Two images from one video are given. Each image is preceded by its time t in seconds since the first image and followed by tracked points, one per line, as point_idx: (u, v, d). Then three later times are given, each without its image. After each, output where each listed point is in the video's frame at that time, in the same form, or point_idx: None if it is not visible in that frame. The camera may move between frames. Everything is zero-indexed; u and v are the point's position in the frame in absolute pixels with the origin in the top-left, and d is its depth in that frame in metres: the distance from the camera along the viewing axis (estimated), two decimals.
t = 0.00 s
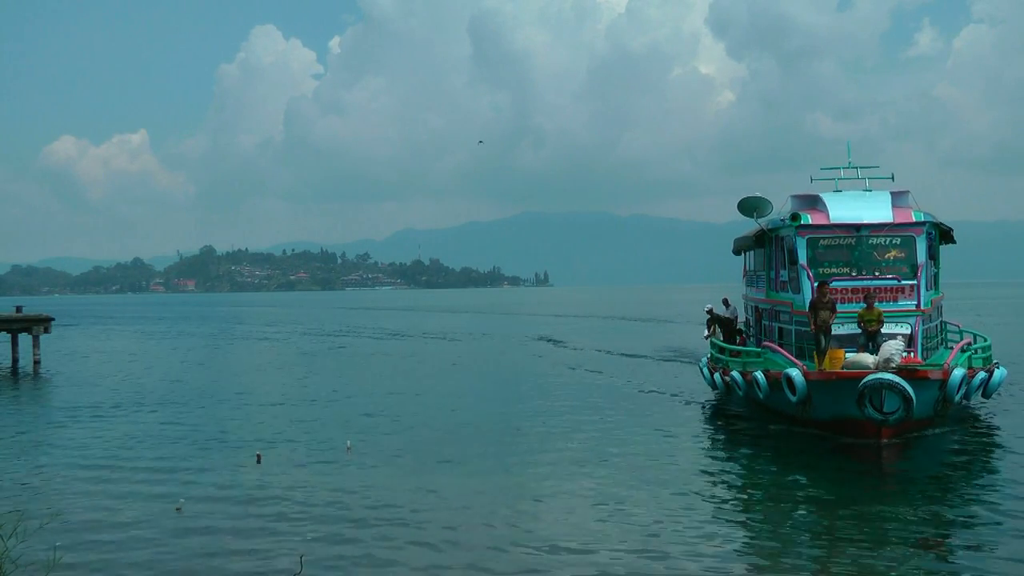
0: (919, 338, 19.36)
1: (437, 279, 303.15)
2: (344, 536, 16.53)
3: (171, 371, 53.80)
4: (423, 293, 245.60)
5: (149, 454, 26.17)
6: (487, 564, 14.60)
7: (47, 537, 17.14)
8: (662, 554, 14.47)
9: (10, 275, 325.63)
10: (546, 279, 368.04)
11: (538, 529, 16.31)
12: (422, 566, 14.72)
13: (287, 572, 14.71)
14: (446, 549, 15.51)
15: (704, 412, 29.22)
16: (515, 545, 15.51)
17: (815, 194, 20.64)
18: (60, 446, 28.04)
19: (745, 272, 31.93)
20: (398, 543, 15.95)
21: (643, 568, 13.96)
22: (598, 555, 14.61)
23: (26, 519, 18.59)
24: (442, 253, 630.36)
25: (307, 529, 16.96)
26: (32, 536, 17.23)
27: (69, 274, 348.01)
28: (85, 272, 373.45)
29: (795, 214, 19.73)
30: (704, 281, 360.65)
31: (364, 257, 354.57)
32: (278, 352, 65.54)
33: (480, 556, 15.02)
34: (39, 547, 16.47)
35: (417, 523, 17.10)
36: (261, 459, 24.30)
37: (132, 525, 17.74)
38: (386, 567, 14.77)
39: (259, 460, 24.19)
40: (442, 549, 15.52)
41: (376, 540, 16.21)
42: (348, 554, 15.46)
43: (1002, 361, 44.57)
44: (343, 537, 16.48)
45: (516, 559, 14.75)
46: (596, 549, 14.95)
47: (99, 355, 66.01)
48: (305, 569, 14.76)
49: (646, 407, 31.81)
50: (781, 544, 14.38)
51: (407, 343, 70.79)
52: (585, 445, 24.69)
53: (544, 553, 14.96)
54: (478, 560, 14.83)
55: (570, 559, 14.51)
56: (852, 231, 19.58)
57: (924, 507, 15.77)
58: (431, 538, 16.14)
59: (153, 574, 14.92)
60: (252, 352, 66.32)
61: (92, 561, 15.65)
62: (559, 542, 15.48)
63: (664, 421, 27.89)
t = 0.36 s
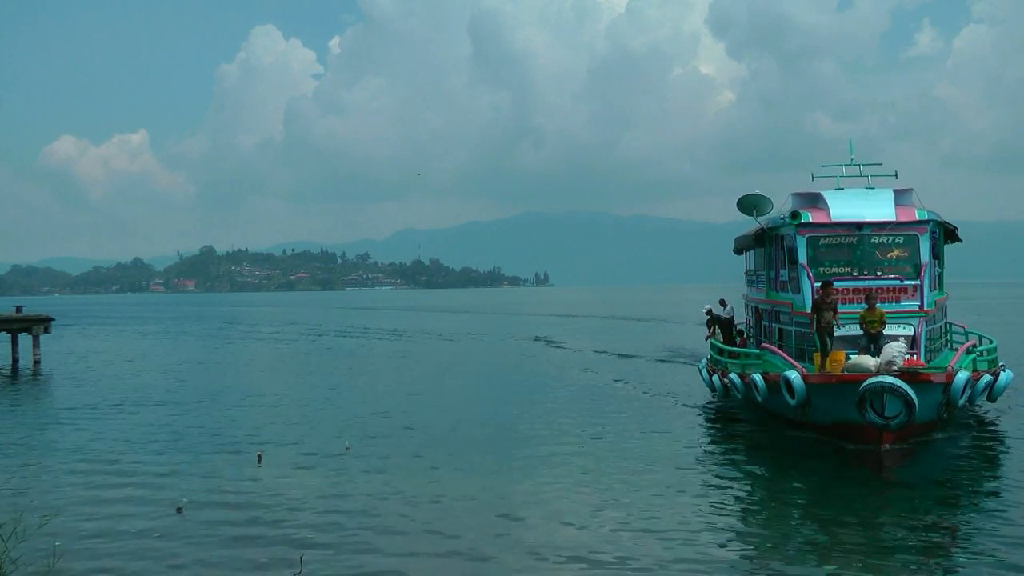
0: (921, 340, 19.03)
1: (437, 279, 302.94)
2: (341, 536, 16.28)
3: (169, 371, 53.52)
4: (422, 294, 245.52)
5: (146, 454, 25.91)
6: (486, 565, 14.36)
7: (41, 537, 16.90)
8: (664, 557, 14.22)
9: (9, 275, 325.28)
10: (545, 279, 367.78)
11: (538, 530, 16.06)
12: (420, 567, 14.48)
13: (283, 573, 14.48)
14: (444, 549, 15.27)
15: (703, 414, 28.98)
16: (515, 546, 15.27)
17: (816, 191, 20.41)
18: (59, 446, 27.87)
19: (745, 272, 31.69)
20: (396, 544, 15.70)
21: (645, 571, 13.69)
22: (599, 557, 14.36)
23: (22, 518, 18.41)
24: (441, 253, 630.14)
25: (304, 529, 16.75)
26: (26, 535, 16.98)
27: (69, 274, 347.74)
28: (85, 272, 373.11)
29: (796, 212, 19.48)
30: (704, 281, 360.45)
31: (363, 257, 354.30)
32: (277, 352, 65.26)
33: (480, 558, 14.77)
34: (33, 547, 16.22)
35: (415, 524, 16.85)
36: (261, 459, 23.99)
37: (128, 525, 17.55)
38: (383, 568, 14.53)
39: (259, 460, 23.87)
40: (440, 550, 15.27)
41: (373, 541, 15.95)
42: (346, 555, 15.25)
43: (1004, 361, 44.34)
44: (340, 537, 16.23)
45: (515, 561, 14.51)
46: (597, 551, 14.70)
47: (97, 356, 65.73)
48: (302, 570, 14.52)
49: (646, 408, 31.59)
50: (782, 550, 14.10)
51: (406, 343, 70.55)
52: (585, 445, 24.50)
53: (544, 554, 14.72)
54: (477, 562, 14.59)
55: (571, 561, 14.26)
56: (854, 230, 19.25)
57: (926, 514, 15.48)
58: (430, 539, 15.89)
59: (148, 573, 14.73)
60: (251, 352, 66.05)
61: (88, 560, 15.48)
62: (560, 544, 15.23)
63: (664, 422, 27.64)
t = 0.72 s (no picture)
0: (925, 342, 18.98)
1: (437, 279, 302.97)
2: (343, 537, 16.34)
3: (169, 371, 53.56)
4: (422, 294, 245.12)
5: (147, 454, 25.96)
6: (488, 567, 14.43)
7: (44, 536, 16.97)
8: (665, 561, 14.28)
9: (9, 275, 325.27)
10: (545, 279, 367.71)
11: (540, 532, 16.11)
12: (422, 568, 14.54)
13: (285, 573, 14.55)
14: (447, 550, 15.34)
15: (702, 416, 29.03)
16: (517, 547, 15.35)
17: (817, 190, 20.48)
18: (61, 445, 27.93)
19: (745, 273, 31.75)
20: (398, 545, 15.76)
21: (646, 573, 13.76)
22: (600, 560, 14.44)
23: (26, 518, 18.46)
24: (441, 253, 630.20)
25: (308, 530, 16.80)
26: (29, 535, 17.06)
27: (69, 274, 347.82)
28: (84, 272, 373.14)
29: (795, 210, 19.55)
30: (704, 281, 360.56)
31: (363, 257, 354.35)
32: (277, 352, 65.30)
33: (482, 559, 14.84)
34: (36, 547, 16.30)
35: (417, 525, 16.92)
36: (262, 460, 24.14)
37: (131, 524, 17.63)
38: (385, 569, 14.60)
39: (260, 459, 24.07)
40: (442, 551, 15.34)
41: (375, 541, 16.02)
42: (349, 555, 15.30)
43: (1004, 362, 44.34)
44: (342, 538, 16.29)
45: (517, 563, 14.58)
46: (599, 554, 14.77)
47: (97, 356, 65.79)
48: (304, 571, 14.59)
49: (647, 410, 31.59)
50: (780, 556, 14.17)
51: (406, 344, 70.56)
52: (587, 447, 24.50)
53: (546, 556, 14.79)
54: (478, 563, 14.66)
55: (573, 564, 14.33)
56: (855, 229, 19.30)
57: (925, 520, 15.53)
58: (432, 539, 15.95)
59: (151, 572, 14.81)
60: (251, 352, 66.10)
61: (93, 559, 15.54)
62: (561, 545, 15.31)
63: (665, 424, 27.69)
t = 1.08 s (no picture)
0: (928, 344, 19.59)
1: (437, 279, 303.81)
2: (364, 536, 17.05)
3: (175, 371, 54.16)
4: (423, 293, 245.76)
5: (164, 454, 26.62)
6: (506, 567, 15.11)
7: (74, 536, 17.62)
8: (674, 565, 14.99)
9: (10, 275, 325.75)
10: (545, 279, 368.18)
11: (553, 534, 16.79)
12: (442, 567, 15.23)
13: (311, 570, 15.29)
14: (464, 550, 16.04)
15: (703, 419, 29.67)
16: (532, 548, 16.06)
17: (816, 188, 21.10)
18: (78, 446, 28.58)
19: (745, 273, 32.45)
20: (417, 545, 16.46)
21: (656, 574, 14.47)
22: (613, 563, 15.13)
23: (54, 518, 19.09)
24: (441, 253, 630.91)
25: (332, 530, 17.45)
26: (59, 535, 17.71)
27: (70, 273, 348.47)
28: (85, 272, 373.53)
29: (795, 209, 20.18)
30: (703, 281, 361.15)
31: (364, 257, 354.98)
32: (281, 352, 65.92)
33: (499, 559, 15.54)
34: (67, 546, 16.97)
35: (435, 525, 17.61)
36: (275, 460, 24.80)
37: (157, 523, 18.29)
38: (407, 567, 15.31)
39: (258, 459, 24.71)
40: (461, 551, 16.03)
41: (395, 541, 16.73)
42: (371, 555, 16.01)
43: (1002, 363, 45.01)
44: (362, 537, 17.00)
45: (532, 563, 15.28)
46: (611, 556, 15.47)
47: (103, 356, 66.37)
48: (330, 569, 15.31)
49: (651, 411, 32.31)
50: (782, 562, 14.79)
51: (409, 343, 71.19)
52: (595, 448, 25.19)
53: (561, 557, 15.49)
54: (495, 563, 15.35)
55: (587, 565, 15.05)
56: (857, 227, 19.99)
57: (923, 529, 16.15)
58: (450, 539, 16.65)
59: (183, 570, 15.49)
60: (255, 352, 66.71)
61: (125, 558, 16.22)
62: (576, 547, 16.01)
63: (669, 426, 28.33)
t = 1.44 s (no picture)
0: (932, 346, 18.63)
1: (436, 279, 302.93)
2: (346, 537, 16.15)
3: (168, 371, 53.25)
4: (422, 294, 244.66)
5: (146, 454, 25.72)
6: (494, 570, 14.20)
7: (43, 536, 16.73)
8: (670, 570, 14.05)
9: (9, 275, 324.89)
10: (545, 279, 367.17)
11: (544, 535, 15.89)
12: (426, 570, 14.33)
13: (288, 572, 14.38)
14: (450, 552, 15.13)
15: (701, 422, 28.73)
16: (522, 550, 15.16)
17: (817, 185, 20.15)
18: (60, 446, 27.68)
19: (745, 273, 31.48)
20: (401, 546, 15.55)
21: None
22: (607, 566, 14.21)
23: (25, 517, 18.22)
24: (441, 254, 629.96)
25: (311, 530, 16.56)
26: (28, 535, 16.83)
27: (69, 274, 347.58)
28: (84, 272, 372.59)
29: (794, 206, 19.25)
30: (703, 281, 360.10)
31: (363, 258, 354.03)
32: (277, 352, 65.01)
33: (486, 561, 14.63)
34: (36, 546, 16.08)
35: (420, 526, 16.71)
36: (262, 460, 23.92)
37: (131, 524, 17.40)
38: (389, 570, 14.41)
39: (257, 457, 24.04)
40: (446, 552, 15.13)
41: (378, 542, 15.82)
42: (352, 556, 15.11)
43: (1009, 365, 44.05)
44: (344, 538, 16.10)
45: (521, 565, 14.38)
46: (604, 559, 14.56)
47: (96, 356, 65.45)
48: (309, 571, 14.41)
49: (649, 413, 31.36)
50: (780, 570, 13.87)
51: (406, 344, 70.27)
52: (590, 450, 24.28)
53: (552, 560, 14.58)
54: (481, 566, 14.45)
55: (579, 568, 14.15)
56: (859, 226, 19.04)
57: (929, 537, 15.20)
58: (435, 540, 15.75)
59: (153, 572, 14.59)
60: (250, 352, 65.80)
61: (94, 559, 15.33)
62: (568, 549, 15.10)
63: (668, 429, 27.41)
